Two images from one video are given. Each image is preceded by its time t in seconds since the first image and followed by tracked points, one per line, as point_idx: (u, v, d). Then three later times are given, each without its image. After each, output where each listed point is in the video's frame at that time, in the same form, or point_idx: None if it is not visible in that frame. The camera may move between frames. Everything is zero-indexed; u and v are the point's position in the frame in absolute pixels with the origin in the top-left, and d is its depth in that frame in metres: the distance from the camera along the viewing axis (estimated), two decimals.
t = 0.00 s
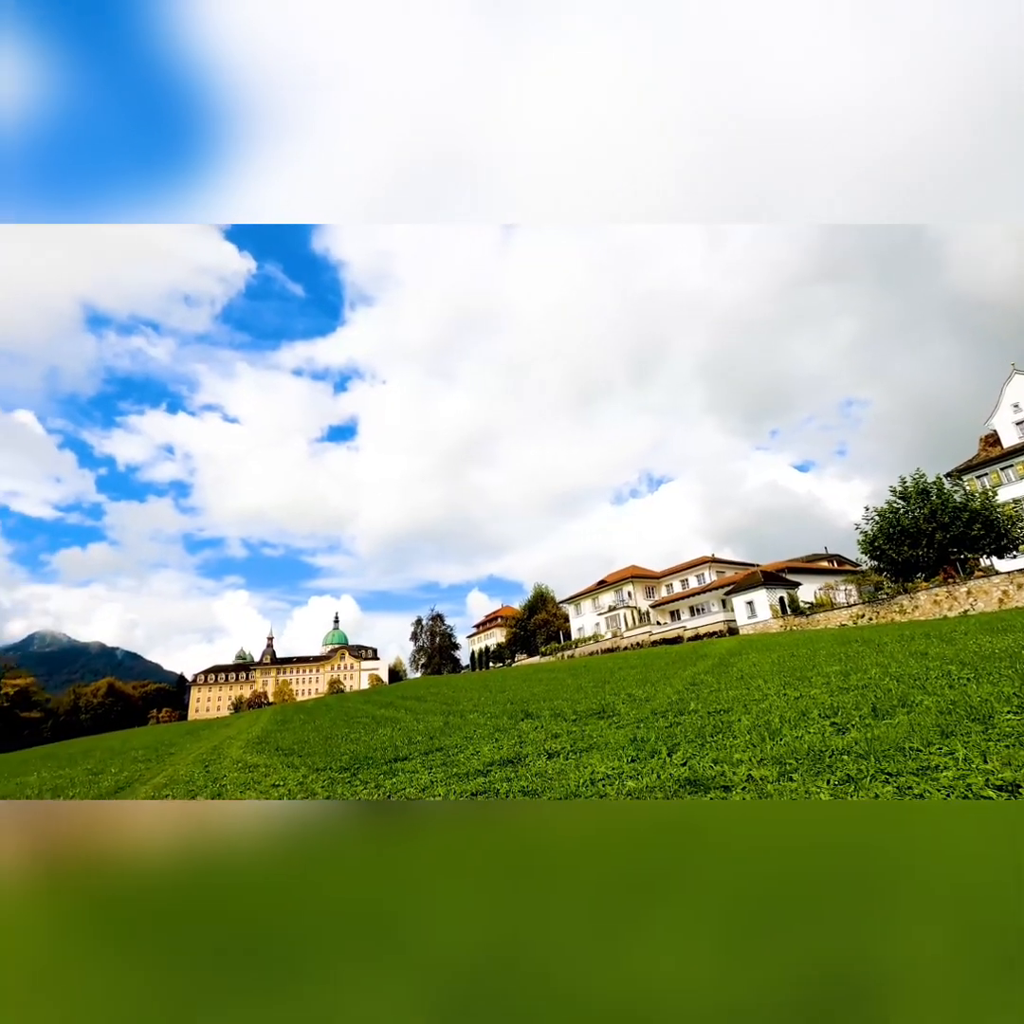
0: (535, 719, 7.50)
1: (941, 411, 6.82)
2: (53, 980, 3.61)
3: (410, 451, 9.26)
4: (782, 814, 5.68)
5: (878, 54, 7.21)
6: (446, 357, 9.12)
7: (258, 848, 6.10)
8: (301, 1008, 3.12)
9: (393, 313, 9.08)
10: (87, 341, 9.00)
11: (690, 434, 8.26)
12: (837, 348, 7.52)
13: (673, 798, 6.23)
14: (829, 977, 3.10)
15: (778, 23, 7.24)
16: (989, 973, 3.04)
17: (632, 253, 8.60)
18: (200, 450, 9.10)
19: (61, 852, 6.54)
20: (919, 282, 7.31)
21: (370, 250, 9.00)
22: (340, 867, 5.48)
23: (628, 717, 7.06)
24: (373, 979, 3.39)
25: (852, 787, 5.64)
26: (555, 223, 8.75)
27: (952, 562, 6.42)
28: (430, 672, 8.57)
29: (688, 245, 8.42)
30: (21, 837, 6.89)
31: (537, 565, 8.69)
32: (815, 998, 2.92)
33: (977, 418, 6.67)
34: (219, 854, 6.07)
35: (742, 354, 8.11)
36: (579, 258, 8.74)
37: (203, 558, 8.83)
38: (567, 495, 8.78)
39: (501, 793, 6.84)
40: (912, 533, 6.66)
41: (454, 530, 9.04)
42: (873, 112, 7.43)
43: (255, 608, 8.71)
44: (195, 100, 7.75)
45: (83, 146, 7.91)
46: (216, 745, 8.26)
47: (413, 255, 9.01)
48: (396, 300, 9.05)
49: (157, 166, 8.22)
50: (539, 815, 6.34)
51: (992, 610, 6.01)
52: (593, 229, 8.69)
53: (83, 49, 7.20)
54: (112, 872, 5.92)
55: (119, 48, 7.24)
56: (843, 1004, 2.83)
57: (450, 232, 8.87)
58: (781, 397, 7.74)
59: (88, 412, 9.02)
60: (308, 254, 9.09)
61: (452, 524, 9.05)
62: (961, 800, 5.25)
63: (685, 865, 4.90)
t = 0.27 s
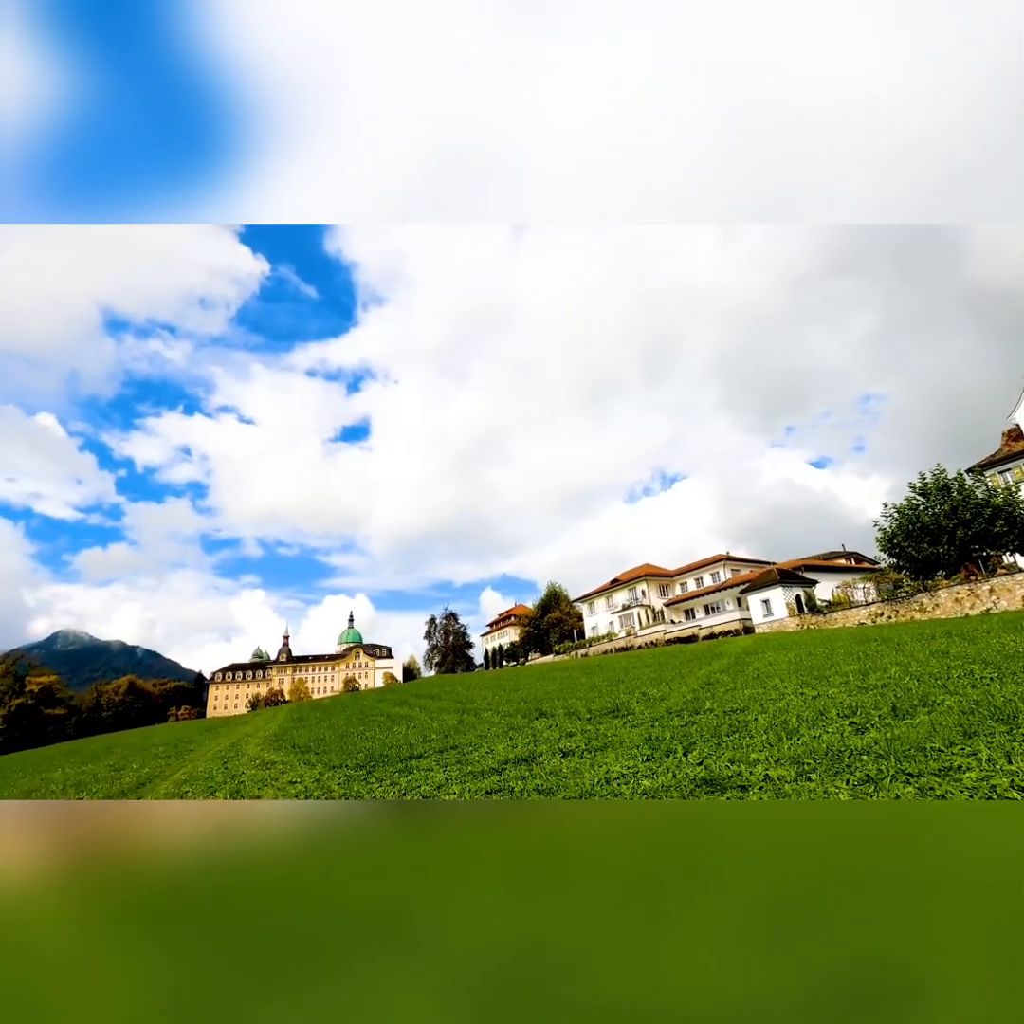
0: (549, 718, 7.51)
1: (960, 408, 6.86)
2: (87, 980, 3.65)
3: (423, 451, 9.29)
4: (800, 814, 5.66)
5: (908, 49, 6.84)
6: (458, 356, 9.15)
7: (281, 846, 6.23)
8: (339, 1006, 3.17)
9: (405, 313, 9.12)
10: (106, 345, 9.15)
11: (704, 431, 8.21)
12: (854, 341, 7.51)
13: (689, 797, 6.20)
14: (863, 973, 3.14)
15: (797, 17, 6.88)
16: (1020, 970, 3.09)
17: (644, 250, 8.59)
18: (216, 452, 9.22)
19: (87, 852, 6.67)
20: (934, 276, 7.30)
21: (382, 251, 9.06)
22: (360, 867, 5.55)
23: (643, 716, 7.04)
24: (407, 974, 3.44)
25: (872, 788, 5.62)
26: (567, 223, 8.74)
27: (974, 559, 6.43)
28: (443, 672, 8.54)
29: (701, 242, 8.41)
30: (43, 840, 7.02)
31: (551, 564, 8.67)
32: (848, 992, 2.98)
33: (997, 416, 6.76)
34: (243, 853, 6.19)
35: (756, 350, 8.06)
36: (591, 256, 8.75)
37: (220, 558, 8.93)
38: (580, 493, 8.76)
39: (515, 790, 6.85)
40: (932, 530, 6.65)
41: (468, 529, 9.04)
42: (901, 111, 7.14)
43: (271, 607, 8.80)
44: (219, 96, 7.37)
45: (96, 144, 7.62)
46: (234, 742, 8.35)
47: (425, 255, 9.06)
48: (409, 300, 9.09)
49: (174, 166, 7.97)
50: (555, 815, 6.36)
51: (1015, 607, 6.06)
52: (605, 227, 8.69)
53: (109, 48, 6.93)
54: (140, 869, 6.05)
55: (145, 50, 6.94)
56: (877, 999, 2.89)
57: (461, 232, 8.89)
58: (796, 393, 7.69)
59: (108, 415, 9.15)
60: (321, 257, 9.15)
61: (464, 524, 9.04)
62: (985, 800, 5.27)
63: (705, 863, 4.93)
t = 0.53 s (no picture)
0: (562, 717, 7.50)
1: (981, 404, 6.87)
2: (127, 981, 3.71)
3: (437, 451, 9.32)
4: (820, 814, 5.66)
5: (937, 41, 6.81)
6: (471, 355, 9.15)
7: (304, 844, 6.34)
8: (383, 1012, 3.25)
9: (417, 312, 9.17)
10: (125, 348, 9.30)
11: (719, 427, 8.19)
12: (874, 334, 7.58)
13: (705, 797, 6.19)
14: (890, 977, 3.24)
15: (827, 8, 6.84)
16: None
17: (658, 247, 8.56)
18: (232, 453, 9.33)
19: (114, 852, 6.79)
20: (953, 270, 7.37)
21: (395, 251, 9.10)
22: (387, 861, 5.70)
23: (658, 715, 6.99)
24: (445, 981, 3.53)
25: (893, 791, 5.60)
26: (580, 221, 8.73)
27: (996, 556, 6.46)
28: (457, 670, 8.56)
29: (716, 238, 8.38)
30: (70, 842, 7.12)
31: (565, 563, 8.64)
32: (886, 998, 3.06)
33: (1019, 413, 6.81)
34: (268, 850, 6.32)
35: (773, 346, 8.07)
36: (604, 253, 8.73)
37: (237, 558, 9.02)
38: (594, 492, 8.72)
39: (530, 789, 6.86)
40: (953, 527, 6.69)
41: (481, 528, 9.03)
42: (921, 107, 7.16)
43: (286, 605, 8.88)
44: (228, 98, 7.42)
45: (111, 149, 7.74)
46: (252, 739, 8.43)
47: (437, 255, 9.08)
48: (422, 300, 9.13)
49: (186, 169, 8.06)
50: (571, 815, 6.39)
51: None
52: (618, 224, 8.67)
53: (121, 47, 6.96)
54: (169, 866, 6.18)
55: (158, 49, 6.97)
56: (917, 1010, 2.96)
57: (473, 230, 8.91)
58: (813, 388, 7.73)
59: (127, 418, 9.29)
60: (335, 258, 9.22)
61: (478, 523, 9.04)
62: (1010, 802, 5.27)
63: (723, 863, 5.00)
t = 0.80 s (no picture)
0: (576, 717, 7.48)
1: (1001, 396, 6.82)
2: (146, 976, 3.81)
3: (449, 450, 9.34)
4: (839, 813, 5.64)
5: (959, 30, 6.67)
6: (483, 355, 9.16)
7: (322, 845, 6.40)
8: (388, 1013, 3.29)
9: (429, 312, 9.19)
10: (143, 352, 9.44)
11: (733, 424, 8.16)
12: (893, 327, 7.66)
13: (722, 797, 6.18)
14: (911, 978, 3.21)
15: None
16: None
17: (670, 244, 8.56)
18: (247, 454, 9.42)
19: (136, 845, 6.94)
20: (972, 264, 7.43)
21: (406, 252, 9.14)
22: (406, 860, 5.74)
23: (672, 715, 6.98)
24: (452, 981, 3.57)
25: (915, 791, 5.56)
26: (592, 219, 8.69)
27: (1018, 554, 6.49)
28: (469, 670, 8.51)
29: (729, 234, 8.37)
30: (93, 837, 7.26)
31: (578, 562, 8.62)
32: (924, 998, 3.02)
33: None
34: (287, 849, 6.45)
35: (788, 342, 8.08)
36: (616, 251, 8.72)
37: (253, 558, 9.10)
38: (607, 491, 8.68)
39: (545, 788, 6.87)
40: (975, 524, 6.70)
41: (494, 528, 9.02)
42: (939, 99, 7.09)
43: (302, 605, 8.96)
44: (254, 103, 7.01)
45: (132, 159, 7.38)
46: (268, 737, 8.51)
47: (448, 255, 9.11)
48: (433, 300, 9.15)
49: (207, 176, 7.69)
50: (586, 815, 6.40)
51: None
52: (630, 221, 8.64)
53: (140, 49, 6.48)
54: (191, 862, 6.32)
55: (182, 50, 6.52)
56: (957, 1009, 2.92)
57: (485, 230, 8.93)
58: (829, 384, 7.75)
59: (144, 420, 9.42)
60: (347, 259, 9.29)
61: (491, 523, 9.04)
62: None
63: (744, 862, 4.99)
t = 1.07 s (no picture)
0: (589, 717, 7.46)
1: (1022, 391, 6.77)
2: (174, 976, 3.82)
3: (460, 450, 9.35)
4: (857, 813, 5.63)
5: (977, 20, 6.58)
6: (494, 354, 9.16)
7: (339, 845, 6.46)
8: (419, 1011, 3.29)
9: (440, 312, 9.21)
10: (159, 356, 9.56)
11: (747, 422, 8.10)
12: (910, 321, 7.58)
13: (739, 797, 6.20)
14: (942, 982, 3.19)
15: None
16: None
17: (682, 241, 8.52)
18: (262, 455, 9.50)
19: (154, 846, 7.01)
20: (990, 255, 7.36)
21: (417, 253, 9.18)
22: (424, 861, 5.78)
23: (687, 714, 6.96)
24: (480, 980, 3.57)
25: (936, 793, 5.55)
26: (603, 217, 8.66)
27: None
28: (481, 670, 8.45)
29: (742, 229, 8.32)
30: (116, 836, 7.38)
31: (590, 561, 8.59)
32: (958, 1003, 2.99)
33: None
34: (307, 847, 6.53)
35: (802, 338, 8.02)
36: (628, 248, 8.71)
37: (269, 558, 9.18)
38: (619, 490, 8.64)
39: (559, 788, 6.91)
40: (997, 521, 6.54)
41: (506, 527, 9.02)
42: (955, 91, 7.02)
43: (316, 605, 9.03)
44: (276, 102, 6.91)
45: (149, 161, 7.39)
46: (284, 736, 8.59)
47: (459, 255, 9.12)
48: (444, 300, 9.17)
49: (227, 178, 7.75)
50: (601, 816, 6.41)
51: None
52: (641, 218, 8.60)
53: (157, 48, 6.34)
54: (213, 858, 6.41)
55: (195, 52, 6.41)
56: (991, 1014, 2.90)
57: (495, 229, 8.93)
58: (845, 381, 7.65)
59: (161, 423, 9.53)
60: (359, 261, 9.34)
61: (503, 522, 9.03)
62: None
63: (764, 865, 4.98)
